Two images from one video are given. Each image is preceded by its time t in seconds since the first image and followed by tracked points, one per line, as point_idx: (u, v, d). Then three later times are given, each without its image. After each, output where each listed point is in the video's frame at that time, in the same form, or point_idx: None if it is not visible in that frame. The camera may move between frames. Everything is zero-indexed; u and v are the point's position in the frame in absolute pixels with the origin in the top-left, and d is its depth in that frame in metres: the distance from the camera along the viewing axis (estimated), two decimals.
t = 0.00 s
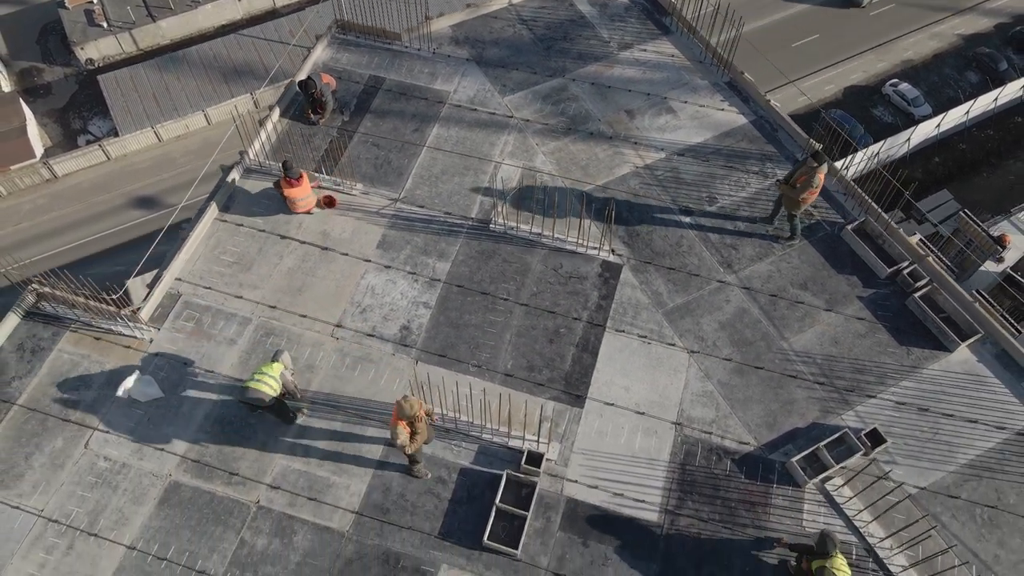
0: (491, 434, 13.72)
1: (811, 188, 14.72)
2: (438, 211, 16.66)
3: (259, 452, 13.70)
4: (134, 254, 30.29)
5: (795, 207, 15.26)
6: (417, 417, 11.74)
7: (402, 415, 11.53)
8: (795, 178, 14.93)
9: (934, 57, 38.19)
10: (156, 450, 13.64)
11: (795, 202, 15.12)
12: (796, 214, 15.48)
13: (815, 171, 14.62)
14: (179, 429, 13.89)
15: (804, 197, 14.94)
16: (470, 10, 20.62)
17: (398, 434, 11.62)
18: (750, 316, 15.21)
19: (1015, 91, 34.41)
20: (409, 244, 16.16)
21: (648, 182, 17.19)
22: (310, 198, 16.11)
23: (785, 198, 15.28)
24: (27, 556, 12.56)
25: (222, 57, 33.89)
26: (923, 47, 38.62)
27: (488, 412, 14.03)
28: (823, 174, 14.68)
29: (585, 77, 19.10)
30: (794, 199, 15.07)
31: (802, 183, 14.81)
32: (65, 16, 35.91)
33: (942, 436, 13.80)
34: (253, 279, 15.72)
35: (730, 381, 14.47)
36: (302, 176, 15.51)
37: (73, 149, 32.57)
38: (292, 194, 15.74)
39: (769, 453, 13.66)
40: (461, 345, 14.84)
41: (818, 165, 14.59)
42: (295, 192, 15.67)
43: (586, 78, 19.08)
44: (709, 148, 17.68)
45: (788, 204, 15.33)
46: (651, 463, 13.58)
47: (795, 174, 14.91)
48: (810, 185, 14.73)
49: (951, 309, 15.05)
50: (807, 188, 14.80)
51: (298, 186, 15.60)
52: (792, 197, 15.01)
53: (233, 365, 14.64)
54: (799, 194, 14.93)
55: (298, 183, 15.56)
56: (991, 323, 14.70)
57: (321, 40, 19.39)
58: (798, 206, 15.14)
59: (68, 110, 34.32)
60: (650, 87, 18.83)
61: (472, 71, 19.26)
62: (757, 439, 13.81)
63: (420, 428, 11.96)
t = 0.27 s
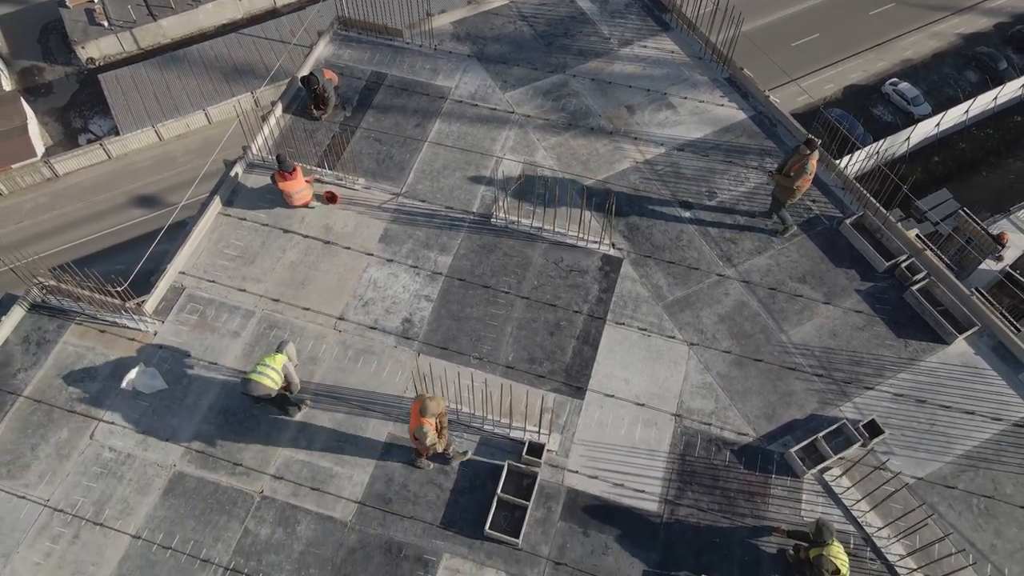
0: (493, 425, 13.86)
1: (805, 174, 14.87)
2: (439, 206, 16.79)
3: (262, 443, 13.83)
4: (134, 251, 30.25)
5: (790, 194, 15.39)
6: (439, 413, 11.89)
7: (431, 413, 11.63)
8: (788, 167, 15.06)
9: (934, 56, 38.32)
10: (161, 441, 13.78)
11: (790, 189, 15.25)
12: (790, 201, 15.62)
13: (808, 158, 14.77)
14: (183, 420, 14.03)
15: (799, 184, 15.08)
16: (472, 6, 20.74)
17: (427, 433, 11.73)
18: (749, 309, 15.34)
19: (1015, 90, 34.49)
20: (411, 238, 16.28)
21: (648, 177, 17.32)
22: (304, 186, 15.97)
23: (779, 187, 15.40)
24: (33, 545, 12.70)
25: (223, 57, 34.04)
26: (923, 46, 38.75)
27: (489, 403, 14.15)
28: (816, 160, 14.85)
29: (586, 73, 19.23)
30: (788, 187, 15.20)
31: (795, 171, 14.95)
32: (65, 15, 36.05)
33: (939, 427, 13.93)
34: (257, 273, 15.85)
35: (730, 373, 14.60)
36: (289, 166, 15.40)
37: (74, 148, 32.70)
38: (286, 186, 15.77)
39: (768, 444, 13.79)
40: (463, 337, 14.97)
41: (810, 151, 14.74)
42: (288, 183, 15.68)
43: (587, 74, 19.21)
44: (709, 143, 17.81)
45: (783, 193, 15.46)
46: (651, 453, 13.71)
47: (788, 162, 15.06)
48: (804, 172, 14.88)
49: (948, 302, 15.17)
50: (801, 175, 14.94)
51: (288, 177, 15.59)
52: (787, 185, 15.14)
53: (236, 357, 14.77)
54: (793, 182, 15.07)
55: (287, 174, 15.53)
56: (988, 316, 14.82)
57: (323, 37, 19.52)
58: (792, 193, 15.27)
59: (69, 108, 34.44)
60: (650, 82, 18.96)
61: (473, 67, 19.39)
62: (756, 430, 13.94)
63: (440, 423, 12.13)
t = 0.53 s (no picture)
0: (495, 413, 13.98)
1: (801, 163, 15.05)
2: (442, 198, 16.93)
3: (266, 431, 13.96)
4: (134, 250, 30.39)
5: (787, 185, 15.44)
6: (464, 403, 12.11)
7: (459, 401, 11.88)
8: (784, 156, 15.24)
9: (934, 54, 38.47)
10: (166, 429, 13.92)
11: (787, 179, 15.36)
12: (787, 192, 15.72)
13: (803, 146, 14.99)
14: (188, 408, 14.17)
15: (796, 173, 15.22)
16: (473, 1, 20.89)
17: (454, 421, 11.79)
18: (749, 300, 15.48)
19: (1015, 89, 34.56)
20: (413, 230, 16.41)
21: (648, 169, 17.46)
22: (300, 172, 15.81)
23: (776, 177, 15.50)
24: (40, 531, 12.83)
25: (223, 55, 34.18)
26: (923, 45, 38.89)
27: (491, 392, 14.28)
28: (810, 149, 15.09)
29: (587, 67, 19.37)
30: (786, 176, 15.30)
31: (791, 160, 15.15)
32: (67, 14, 36.22)
33: (937, 415, 14.07)
34: (260, 264, 15.98)
35: (729, 363, 14.73)
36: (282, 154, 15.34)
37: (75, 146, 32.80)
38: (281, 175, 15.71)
39: (767, 433, 13.93)
40: (465, 327, 15.10)
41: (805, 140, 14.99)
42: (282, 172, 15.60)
43: (588, 68, 19.35)
44: (709, 137, 17.94)
45: (780, 183, 15.52)
46: (651, 441, 13.85)
47: (783, 153, 15.29)
48: (800, 160, 15.08)
49: (946, 293, 15.31)
50: (798, 164, 15.11)
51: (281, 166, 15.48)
52: (784, 174, 15.25)
53: (240, 346, 14.91)
54: (790, 171, 15.20)
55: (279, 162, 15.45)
56: (985, 306, 14.96)
57: (326, 31, 19.66)
58: (789, 182, 15.38)
59: (70, 107, 34.58)
60: (650, 76, 19.10)
61: (475, 62, 19.53)
62: (755, 419, 14.08)
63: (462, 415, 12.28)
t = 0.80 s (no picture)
0: (497, 401, 14.14)
1: (794, 157, 15.11)
2: (444, 189, 17.08)
3: (271, 419, 14.10)
4: (133, 250, 30.48)
5: (781, 176, 15.63)
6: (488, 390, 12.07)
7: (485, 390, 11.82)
8: (777, 150, 15.26)
9: (934, 53, 38.60)
10: (172, 416, 14.06)
11: (782, 172, 15.50)
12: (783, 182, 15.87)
13: (796, 141, 14.96)
14: (193, 396, 14.31)
15: (790, 166, 15.32)
16: None
17: (481, 410, 11.87)
18: (749, 289, 15.63)
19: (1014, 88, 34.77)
20: (416, 220, 16.56)
21: (649, 161, 17.60)
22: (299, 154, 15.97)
23: (771, 170, 15.64)
24: (48, 515, 12.99)
25: (224, 55, 34.42)
26: (923, 43, 39.02)
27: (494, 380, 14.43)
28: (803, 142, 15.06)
29: (588, 60, 19.52)
30: (780, 170, 15.45)
31: (784, 154, 15.19)
32: (68, 13, 36.36)
33: (935, 402, 14.22)
34: (264, 254, 16.11)
35: (729, 351, 14.87)
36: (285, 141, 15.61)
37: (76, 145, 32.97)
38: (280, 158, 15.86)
39: (767, 420, 14.08)
40: (467, 316, 15.25)
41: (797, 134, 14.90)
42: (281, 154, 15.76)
43: (589, 61, 19.50)
44: (709, 129, 18.09)
45: (773, 175, 15.72)
46: (652, 428, 14.00)
47: (776, 146, 15.26)
48: (793, 155, 15.11)
49: (944, 283, 15.45)
50: (791, 158, 15.19)
51: (280, 147, 15.68)
52: (777, 167, 15.43)
53: (245, 335, 15.06)
54: (784, 164, 15.32)
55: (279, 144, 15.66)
56: (983, 296, 15.11)
57: (329, 25, 19.82)
58: (784, 175, 15.53)
59: (70, 105, 34.72)
60: (651, 70, 19.25)
61: (476, 55, 19.67)
62: (755, 406, 14.23)
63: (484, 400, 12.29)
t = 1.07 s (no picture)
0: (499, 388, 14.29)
1: (786, 151, 15.25)
2: (446, 180, 17.22)
3: (275, 406, 14.24)
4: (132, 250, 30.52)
5: (773, 169, 15.78)
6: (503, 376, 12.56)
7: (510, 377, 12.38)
8: (769, 144, 15.41)
9: (933, 52, 38.72)
10: (177, 403, 14.21)
11: (773, 165, 15.66)
12: (775, 176, 16.02)
13: (787, 135, 15.09)
14: (198, 384, 14.46)
15: (781, 159, 15.46)
16: None
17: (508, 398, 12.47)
18: (748, 279, 15.77)
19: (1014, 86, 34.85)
20: (418, 211, 16.71)
21: (649, 153, 17.75)
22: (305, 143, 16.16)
23: (763, 163, 15.80)
24: (55, 500, 13.15)
25: (224, 52, 34.35)
26: (923, 42, 39.15)
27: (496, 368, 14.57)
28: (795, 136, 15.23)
29: (589, 54, 19.67)
30: (771, 163, 15.60)
31: (776, 147, 15.34)
32: (69, 11, 36.49)
33: (932, 390, 14.36)
34: (268, 244, 16.25)
35: (729, 340, 15.02)
36: (293, 133, 15.91)
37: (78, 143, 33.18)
38: (285, 148, 16.11)
39: (766, 407, 14.22)
40: (469, 306, 15.39)
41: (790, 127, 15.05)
42: (286, 144, 16.01)
43: (590, 55, 19.64)
44: (709, 122, 18.23)
45: (765, 168, 15.86)
46: (652, 415, 14.14)
47: (769, 139, 15.42)
48: (785, 148, 15.25)
49: (942, 273, 15.60)
50: (782, 151, 15.31)
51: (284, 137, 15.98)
52: (770, 161, 15.53)
53: (249, 324, 15.21)
54: (775, 158, 15.45)
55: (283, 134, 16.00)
56: (980, 285, 15.25)
57: (332, 19, 19.97)
58: (774, 169, 15.71)
59: (72, 104, 34.91)
60: (651, 63, 19.40)
61: (478, 49, 19.82)
62: (754, 393, 14.37)
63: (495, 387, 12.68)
